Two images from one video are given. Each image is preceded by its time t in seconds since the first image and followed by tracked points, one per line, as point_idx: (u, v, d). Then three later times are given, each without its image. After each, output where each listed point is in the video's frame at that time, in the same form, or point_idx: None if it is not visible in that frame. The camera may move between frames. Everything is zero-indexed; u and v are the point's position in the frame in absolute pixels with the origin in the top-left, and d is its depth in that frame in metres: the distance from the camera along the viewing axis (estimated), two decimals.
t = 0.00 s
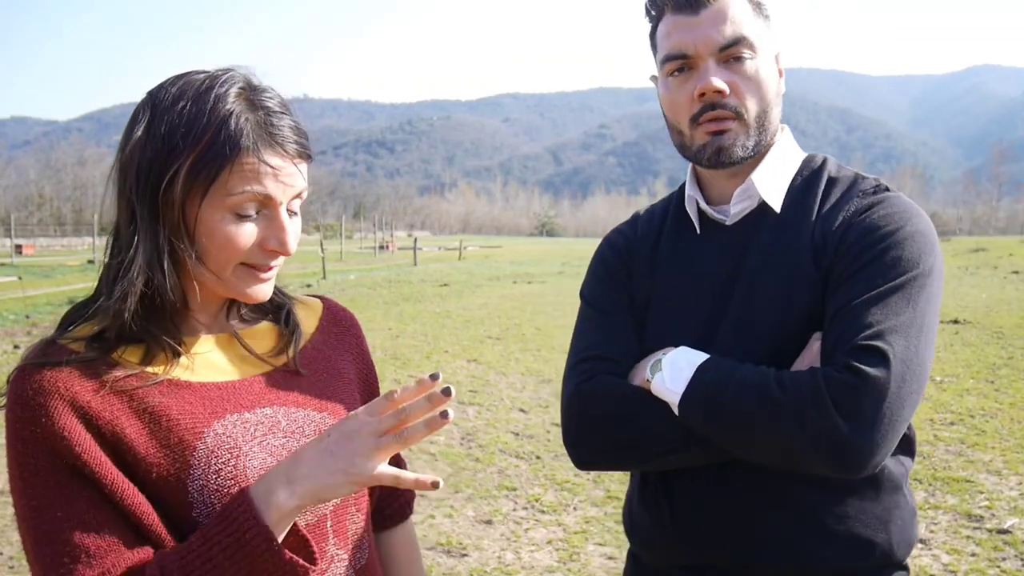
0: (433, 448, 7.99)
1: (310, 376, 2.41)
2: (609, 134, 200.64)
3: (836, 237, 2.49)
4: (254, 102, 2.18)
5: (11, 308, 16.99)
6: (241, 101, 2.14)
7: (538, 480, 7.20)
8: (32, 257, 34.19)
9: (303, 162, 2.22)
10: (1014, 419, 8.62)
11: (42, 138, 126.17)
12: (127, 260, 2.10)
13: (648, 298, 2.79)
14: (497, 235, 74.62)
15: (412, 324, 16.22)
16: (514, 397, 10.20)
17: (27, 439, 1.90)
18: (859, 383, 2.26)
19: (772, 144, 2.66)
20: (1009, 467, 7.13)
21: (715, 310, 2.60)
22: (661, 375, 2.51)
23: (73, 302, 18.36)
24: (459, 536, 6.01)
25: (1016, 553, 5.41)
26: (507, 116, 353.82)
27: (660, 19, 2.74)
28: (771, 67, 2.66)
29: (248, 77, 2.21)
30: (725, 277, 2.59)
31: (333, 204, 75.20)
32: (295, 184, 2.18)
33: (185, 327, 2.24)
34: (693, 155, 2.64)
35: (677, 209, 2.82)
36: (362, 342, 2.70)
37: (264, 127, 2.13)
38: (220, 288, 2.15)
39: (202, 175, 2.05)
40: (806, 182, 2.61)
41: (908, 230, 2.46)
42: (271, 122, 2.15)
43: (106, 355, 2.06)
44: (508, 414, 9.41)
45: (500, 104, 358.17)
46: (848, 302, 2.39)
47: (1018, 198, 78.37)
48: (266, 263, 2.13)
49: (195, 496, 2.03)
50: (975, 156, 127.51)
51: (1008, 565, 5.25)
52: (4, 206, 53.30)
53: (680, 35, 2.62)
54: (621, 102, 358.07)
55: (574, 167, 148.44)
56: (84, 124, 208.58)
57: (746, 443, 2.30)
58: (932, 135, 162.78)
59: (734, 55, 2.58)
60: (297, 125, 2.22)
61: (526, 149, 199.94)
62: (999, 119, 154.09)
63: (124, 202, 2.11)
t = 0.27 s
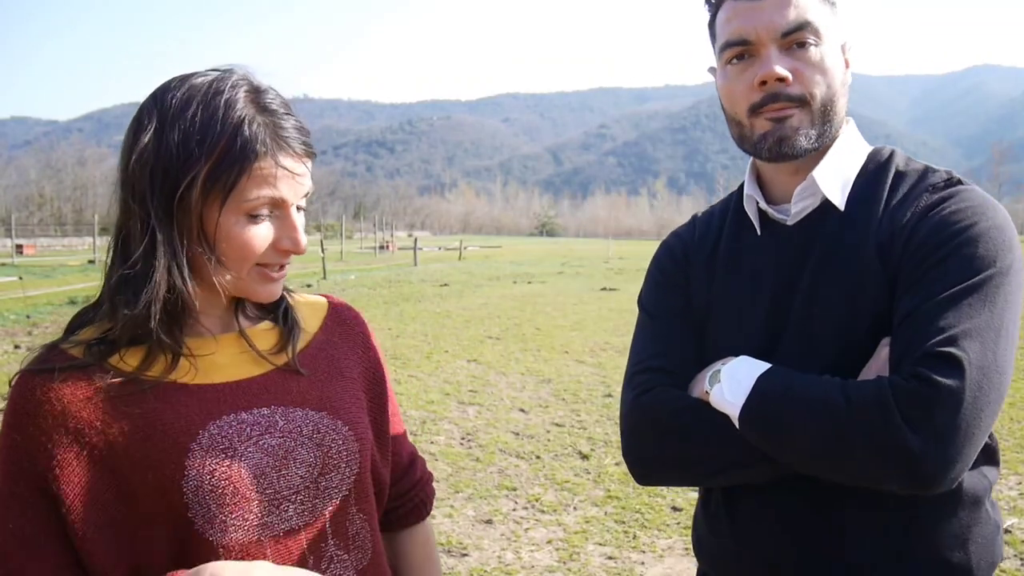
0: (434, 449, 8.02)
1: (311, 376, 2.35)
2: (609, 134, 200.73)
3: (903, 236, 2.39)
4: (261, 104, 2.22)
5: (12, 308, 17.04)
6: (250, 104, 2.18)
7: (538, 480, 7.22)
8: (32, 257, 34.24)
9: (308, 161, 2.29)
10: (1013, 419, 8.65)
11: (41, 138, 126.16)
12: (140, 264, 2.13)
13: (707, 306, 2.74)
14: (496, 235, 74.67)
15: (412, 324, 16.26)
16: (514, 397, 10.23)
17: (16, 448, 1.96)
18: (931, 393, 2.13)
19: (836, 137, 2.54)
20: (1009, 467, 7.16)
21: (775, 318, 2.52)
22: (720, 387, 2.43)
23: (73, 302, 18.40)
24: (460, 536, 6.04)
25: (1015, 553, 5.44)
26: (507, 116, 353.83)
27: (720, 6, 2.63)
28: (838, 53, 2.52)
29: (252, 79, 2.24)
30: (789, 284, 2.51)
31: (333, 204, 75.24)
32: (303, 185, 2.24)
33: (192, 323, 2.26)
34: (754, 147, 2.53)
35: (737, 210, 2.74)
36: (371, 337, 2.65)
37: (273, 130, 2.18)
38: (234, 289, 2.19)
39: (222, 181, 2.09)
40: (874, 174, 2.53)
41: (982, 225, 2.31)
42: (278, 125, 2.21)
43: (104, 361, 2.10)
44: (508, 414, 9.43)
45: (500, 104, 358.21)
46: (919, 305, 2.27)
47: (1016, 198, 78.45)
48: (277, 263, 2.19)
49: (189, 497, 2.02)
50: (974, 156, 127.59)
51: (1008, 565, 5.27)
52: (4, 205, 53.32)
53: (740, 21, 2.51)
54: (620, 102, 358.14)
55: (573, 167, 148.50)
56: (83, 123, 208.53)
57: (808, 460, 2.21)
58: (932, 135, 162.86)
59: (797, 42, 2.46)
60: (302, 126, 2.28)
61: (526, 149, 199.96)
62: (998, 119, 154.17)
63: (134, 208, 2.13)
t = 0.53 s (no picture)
0: (434, 448, 7.96)
1: (319, 379, 2.28)
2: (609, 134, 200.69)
3: (949, 231, 2.30)
4: (261, 91, 2.19)
5: (11, 307, 17.01)
6: (248, 89, 2.15)
7: (538, 480, 7.16)
8: (32, 257, 34.23)
9: (310, 148, 2.24)
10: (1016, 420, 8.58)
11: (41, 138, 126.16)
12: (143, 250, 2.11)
13: (743, 305, 2.69)
14: (496, 235, 74.59)
15: (412, 324, 16.20)
16: (514, 397, 10.16)
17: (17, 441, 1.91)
18: (972, 406, 2.04)
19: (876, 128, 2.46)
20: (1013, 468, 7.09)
21: (814, 319, 2.46)
22: (754, 396, 2.38)
23: (72, 302, 18.36)
24: (459, 536, 5.97)
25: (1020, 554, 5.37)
26: (507, 116, 353.81)
27: None
28: (877, 40, 2.43)
29: (256, 69, 2.22)
30: (827, 283, 2.45)
31: (332, 204, 75.21)
32: (304, 170, 2.19)
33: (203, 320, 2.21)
34: (788, 139, 2.46)
35: (773, 206, 2.69)
36: (378, 340, 2.62)
37: (273, 114, 2.14)
38: (232, 276, 2.13)
39: (211, 159, 2.05)
40: (917, 164, 2.45)
41: None
42: (278, 109, 2.17)
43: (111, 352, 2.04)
44: (508, 414, 9.37)
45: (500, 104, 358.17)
46: (961, 309, 2.17)
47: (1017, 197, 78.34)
48: (279, 250, 2.13)
49: (192, 497, 1.95)
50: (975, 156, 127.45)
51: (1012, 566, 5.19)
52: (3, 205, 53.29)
53: (771, 9, 2.45)
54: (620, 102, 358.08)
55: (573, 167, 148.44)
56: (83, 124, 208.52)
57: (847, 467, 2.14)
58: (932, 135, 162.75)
59: (833, 28, 2.39)
60: (304, 114, 2.24)
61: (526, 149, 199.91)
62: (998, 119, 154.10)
63: (139, 194, 2.12)
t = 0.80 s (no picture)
0: (434, 448, 7.97)
1: (333, 387, 2.28)
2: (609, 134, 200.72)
3: (946, 241, 2.30)
4: (259, 75, 2.22)
5: (11, 308, 17.00)
6: (243, 74, 2.19)
7: (538, 480, 7.17)
8: (32, 257, 34.20)
9: (309, 128, 2.24)
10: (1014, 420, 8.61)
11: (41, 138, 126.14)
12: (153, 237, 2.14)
13: (725, 293, 2.67)
14: (496, 235, 74.60)
15: (412, 324, 16.21)
16: (514, 397, 10.17)
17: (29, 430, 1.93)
18: (967, 417, 2.07)
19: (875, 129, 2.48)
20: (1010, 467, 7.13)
21: (800, 316, 2.47)
22: (740, 387, 2.37)
23: (72, 302, 18.35)
24: (460, 536, 5.98)
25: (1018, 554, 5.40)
26: (507, 116, 353.84)
27: None
28: (881, 39, 2.45)
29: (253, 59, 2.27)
30: (814, 279, 2.46)
31: (332, 204, 75.19)
32: (304, 147, 2.19)
33: (224, 314, 2.23)
34: (787, 133, 2.47)
35: (765, 197, 2.67)
36: (394, 347, 2.59)
37: (269, 93, 2.17)
38: (237, 258, 2.14)
39: (204, 137, 2.07)
40: (913, 171, 2.45)
41: None
42: (273, 89, 2.18)
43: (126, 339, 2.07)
44: (508, 414, 9.38)
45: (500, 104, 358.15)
46: (956, 321, 2.19)
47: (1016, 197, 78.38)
48: (278, 226, 2.12)
49: (200, 501, 1.97)
50: (975, 156, 127.51)
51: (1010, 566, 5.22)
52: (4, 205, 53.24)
53: None
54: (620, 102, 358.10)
55: (573, 167, 148.44)
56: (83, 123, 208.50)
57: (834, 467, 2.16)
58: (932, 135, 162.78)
59: (839, 22, 2.40)
60: (301, 94, 2.25)
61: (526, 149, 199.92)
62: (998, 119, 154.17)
63: (147, 184, 2.16)
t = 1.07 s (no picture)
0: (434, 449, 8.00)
1: (343, 385, 2.31)
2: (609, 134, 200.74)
3: (918, 252, 2.41)
4: (247, 69, 2.25)
5: (11, 308, 17.00)
6: (229, 69, 2.23)
7: (538, 480, 7.21)
8: (32, 257, 34.17)
9: (298, 115, 2.25)
10: (1013, 419, 8.65)
11: (41, 137, 126.08)
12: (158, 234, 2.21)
13: (700, 286, 2.75)
14: (496, 235, 74.59)
15: (412, 324, 16.24)
16: (514, 397, 10.21)
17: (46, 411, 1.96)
18: (938, 416, 2.18)
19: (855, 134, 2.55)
20: (1009, 467, 7.16)
21: (772, 311, 2.54)
22: (716, 374, 2.44)
23: (72, 302, 18.34)
24: (460, 536, 6.02)
25: (1015, 553, 5.43)
26: (507, 116, 353.82)
27: None
28: (864, 46, 2.49)
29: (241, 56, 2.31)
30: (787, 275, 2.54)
31: (333, 204, 75.17)
32: (293, 134, 2.21)
33: (236, 309, 2.28)
34: (770, 136, 2.53)
35: (744, 191, 2.75)
36: (405, 349, 2.60)
37: (253, 84, 2.20)
38: (234, 249, 2.17)
39: (190, 134, 2.13)
40: (890, 180, 2.54)
41: (998, 251, 2.35)
42: (259, 81, 2.21)
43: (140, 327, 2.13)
44: (508, 414, 9.42)
45: (500, 104, 358.15)
46: (926, 326, 2.30)
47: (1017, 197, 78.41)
48: (269, 213, 2.13)
49: (206, 492, 2.01)
50: (975, 156, 127.54)
51: (1007, 565, 5.26)
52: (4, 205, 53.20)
53: (763, 6, 2.48)
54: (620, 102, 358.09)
55: (574, 167, 148.42)
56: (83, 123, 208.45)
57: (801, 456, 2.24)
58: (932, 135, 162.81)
59: (822, 30, 2.43)
60: (288, 83, 2.27)
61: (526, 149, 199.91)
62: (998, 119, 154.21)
63: (150, 186, 2.24)
